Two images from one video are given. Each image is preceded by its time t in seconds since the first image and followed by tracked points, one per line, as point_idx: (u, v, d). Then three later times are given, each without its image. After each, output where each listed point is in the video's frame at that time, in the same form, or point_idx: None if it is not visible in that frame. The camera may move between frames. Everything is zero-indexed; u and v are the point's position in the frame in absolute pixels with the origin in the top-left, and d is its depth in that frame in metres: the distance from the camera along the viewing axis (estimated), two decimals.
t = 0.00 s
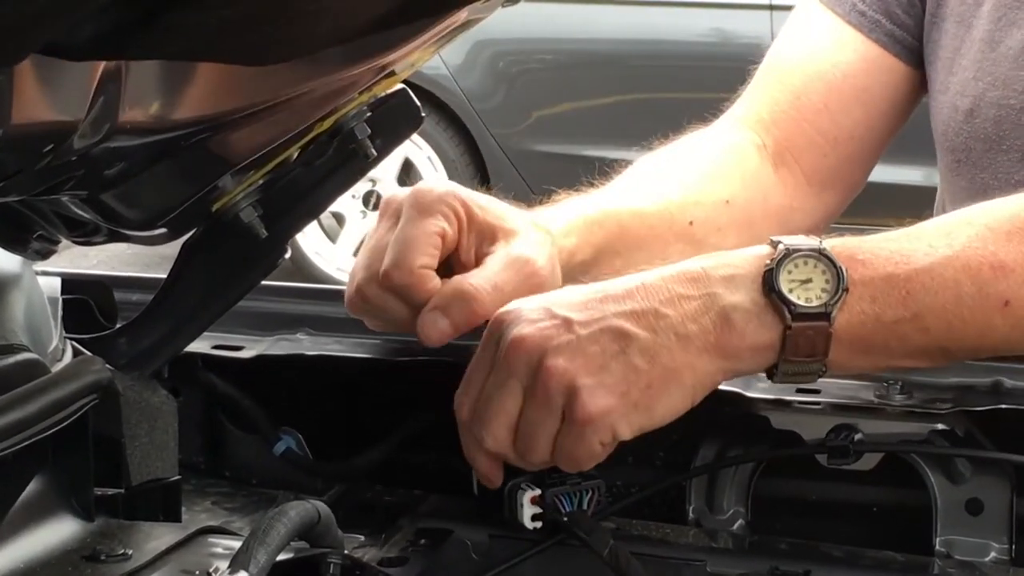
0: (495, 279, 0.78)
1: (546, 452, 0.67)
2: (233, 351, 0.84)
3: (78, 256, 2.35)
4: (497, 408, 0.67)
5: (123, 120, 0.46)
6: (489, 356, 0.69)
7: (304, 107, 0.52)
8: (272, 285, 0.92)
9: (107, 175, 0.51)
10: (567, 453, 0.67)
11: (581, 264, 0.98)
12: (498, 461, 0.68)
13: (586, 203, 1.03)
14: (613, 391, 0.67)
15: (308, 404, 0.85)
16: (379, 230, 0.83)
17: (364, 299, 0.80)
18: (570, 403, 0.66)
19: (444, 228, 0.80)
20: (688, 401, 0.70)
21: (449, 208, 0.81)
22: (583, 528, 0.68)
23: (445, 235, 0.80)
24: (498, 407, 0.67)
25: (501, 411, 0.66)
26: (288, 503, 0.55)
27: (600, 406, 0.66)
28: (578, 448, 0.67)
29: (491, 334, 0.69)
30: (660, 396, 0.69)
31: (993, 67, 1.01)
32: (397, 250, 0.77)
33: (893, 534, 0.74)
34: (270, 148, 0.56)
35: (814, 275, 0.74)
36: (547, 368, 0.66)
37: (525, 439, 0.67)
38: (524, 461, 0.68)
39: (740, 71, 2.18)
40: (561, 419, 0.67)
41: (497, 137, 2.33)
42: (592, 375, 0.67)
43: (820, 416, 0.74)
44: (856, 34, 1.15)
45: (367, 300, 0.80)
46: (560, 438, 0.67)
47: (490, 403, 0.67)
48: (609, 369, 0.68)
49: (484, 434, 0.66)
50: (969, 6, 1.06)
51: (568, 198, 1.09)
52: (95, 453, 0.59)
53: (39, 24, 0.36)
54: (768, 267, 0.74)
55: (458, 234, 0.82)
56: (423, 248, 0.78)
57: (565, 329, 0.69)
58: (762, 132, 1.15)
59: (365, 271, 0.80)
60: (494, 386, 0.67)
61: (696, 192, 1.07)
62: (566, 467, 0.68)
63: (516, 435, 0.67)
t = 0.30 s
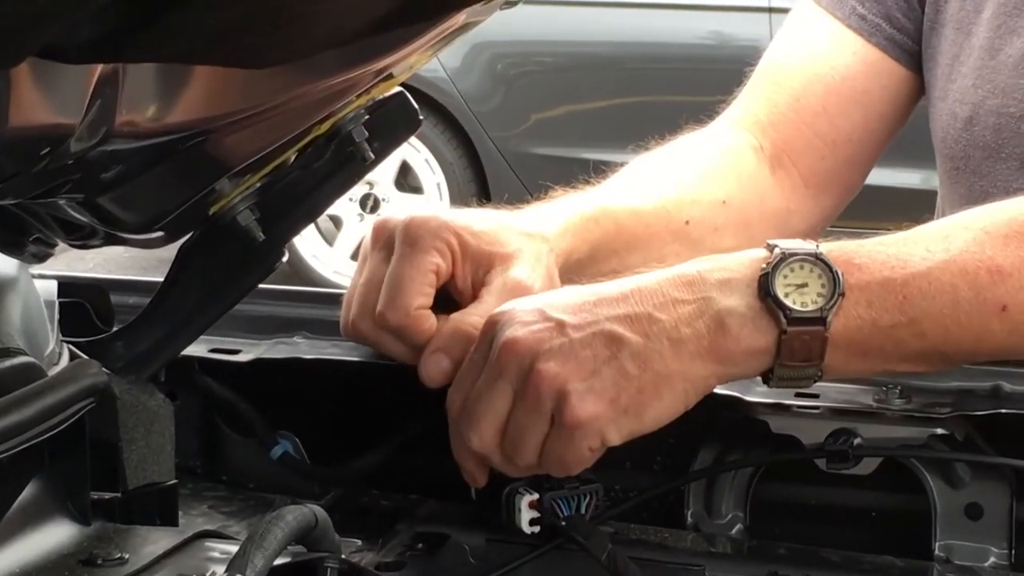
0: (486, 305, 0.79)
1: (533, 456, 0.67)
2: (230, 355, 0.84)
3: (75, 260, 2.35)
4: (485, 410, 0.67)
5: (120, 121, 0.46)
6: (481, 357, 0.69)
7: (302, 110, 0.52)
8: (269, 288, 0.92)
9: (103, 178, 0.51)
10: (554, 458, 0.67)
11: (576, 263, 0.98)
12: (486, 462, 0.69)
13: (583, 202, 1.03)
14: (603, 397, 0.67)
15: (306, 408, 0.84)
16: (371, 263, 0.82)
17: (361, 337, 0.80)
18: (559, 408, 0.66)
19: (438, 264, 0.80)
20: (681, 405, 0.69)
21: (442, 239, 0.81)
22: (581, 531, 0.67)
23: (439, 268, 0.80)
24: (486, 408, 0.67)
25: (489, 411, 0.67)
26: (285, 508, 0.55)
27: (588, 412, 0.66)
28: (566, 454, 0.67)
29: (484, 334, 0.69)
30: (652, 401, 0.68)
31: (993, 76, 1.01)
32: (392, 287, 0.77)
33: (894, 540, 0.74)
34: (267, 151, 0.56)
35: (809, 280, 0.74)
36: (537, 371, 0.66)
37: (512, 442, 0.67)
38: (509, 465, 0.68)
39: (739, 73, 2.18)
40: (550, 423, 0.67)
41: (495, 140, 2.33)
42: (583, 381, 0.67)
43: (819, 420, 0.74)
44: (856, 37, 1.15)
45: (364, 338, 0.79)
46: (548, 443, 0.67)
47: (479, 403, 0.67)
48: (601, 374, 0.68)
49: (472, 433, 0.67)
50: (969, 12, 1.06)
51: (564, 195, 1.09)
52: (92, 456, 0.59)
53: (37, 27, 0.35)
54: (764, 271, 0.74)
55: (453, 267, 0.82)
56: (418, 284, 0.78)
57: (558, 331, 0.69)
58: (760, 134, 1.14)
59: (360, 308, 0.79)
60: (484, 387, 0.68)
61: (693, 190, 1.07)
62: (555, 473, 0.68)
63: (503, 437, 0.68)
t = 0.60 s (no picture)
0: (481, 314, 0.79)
1: (521, 451, 0.67)
2: (224, 358, 0.84)
3: (69, 263, 2.34)
4: (476, 404, 0.67)
5: (115, 123, 0.46)
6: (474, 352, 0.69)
7: (297, 112, 0.52)
8: (264, 291, 0.92)
9: (98, 180, 0.51)
10: (542, 454, 0.67)
11: (571, 264, 0.97)
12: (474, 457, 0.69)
13: (579, 203, 1.03)
14: (597, 394, 0.67)
15: (301, 411, 0.84)
16: (365, 272, 0.82)
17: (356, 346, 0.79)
18: (551, 403, 0.66)
19: (434, 274, 0.80)
20: (673, 408, 0.69)
21: (438, 250, 0.81)
22: (576, 535, 0.68)
23: (435, 278, 0.80)
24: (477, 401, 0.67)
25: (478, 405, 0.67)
26: (280, 511, 0.55)
27: (580, 407, 0.66)
28: (555, 451, 0.66)
29: (478, 327, 0.69)
30: (645, 400, 0.68)
31: (993, 79, 1.01)
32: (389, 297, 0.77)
33: (893, 546, 0.74)
34: (262, 154, 0.55)
35: (805, 284, 0.73)
36: (530, 365, 0.66)
37: (501, 437, 0.67)
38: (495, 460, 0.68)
39: (735, 76, 2.18)
40: (541, 418, 0.67)
41: (491, 143, 2.33)
42: (577, 376, 0.67)
43: (816, 424, 0.74)
44: (855, 40, 1.15)
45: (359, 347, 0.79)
46: (536, 439, 0.67)
47: (470, 396, 0.67)
48: (595, 370, 0.68)
49: (460, 424, 0.67)
50: (970, 15, 1.07)
51: (560, 196, 1.09)
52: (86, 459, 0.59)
53: (31, 28, 0.35)
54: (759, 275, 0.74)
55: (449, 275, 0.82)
56: (416, 294, 0.78)
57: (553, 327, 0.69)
58: (756, 136, 1.14)
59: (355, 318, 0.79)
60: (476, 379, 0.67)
61: (689, 190, 1.07)
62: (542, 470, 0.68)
63: (491, 430, 0.67)
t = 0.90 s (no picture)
0: (476, 298, 0.78)
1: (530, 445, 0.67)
2: (219, 358, 0.84)
3: (62, 263, 2.34)
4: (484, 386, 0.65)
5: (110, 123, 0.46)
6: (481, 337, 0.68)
7: (293, 111, 0.52)
8: (259, 291, 0.92)
9: (92, 180, 0.50)
10: (554, 449, 0.68)
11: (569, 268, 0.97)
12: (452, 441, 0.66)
13: (577, 207, 1.03)
14: (626, 397, 0.69)
15: (296, 411, 0.84)
16: (359, 261, 0.82)
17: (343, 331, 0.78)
18: (581, 404, 0.67)
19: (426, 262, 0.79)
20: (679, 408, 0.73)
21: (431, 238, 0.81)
22: (572, 537, 0.67)
23: (427, 264, 0.79)
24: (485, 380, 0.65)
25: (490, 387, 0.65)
26: (274, 512, 0.54)
27: (613, 408, 0.68)
28: (574, 447, 0.68)
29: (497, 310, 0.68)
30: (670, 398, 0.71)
31: (996, 84, 1.02)
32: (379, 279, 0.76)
33: (890, 548, 0.74)
34: (257, 154, 0.55)
35: (800, 288, 0.76)
36: (564, 360, 0.67)
37: (515, 427, 0.66)
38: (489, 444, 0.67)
39: (731, 77, 2.18)
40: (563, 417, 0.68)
41: (486, 144, 2.33)
42: (610, 378, 0.69)
43: (811, 425, 0.74)
44: (856, 44, 1.15)
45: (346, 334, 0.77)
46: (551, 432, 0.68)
47: (477, 368, 0.65)
48: (624, 371, 0.70)
49: (460, 393, 0.65)
50: (971, 19, 1.07)
51: (556, 201, 1.08)
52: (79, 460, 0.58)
53: (28, 29, 0.35)
54: (756, 279, 0.77)
55: (441, 265, 0.81)
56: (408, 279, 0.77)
57: (583, 324, 0.70)
58: (757, 141, 1.14)
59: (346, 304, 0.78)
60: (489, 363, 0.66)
61: (691, 197, 1.07)
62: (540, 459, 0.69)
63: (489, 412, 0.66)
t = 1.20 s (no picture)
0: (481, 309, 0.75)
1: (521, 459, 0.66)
2: (216, 358, 0.84)
3: (59, 262, 2.34)
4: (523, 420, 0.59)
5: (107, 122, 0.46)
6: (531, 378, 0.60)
7: (289, 110, 0.51)
8: (255, 291, 0.92)
9: (88, 179, 0.50)
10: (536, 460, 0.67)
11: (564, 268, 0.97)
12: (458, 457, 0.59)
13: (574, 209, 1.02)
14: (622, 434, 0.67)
15: (294, 410, 0.84)
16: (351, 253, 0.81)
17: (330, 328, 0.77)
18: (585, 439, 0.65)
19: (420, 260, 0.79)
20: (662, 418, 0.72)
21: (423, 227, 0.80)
22: (568, 537, 0.67)
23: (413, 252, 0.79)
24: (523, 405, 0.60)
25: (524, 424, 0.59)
26: (271, 512, 0.54)
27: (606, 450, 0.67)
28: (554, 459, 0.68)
29: (564, 346, 0.61)
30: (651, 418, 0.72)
31: (994, 86, 1.02)
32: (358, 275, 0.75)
33: (885, 548, 0.74)
34: (254, 153, 0.55)
35: (802, 318, 0.72)
36: (586, 408, 0.63)
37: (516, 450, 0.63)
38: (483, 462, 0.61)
39: (728, 77, 2.18)
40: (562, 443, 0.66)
41: (484, 143, 2.32)
42: (615, 421, 0.66)
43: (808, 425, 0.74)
44: (851, 43, 1.16)
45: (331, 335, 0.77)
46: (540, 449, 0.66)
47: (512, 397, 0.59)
48: (630, 411, 0.67)
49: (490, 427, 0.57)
50: (967, 22, 1.08)
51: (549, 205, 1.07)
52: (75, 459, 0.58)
53: (21, 28, 0.35)
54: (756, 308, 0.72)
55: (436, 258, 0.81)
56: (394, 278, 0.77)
57: (613, 369, 0.64)
58: (754, 139, 1.14)
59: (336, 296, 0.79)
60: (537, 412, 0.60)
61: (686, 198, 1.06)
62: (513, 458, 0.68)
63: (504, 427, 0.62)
